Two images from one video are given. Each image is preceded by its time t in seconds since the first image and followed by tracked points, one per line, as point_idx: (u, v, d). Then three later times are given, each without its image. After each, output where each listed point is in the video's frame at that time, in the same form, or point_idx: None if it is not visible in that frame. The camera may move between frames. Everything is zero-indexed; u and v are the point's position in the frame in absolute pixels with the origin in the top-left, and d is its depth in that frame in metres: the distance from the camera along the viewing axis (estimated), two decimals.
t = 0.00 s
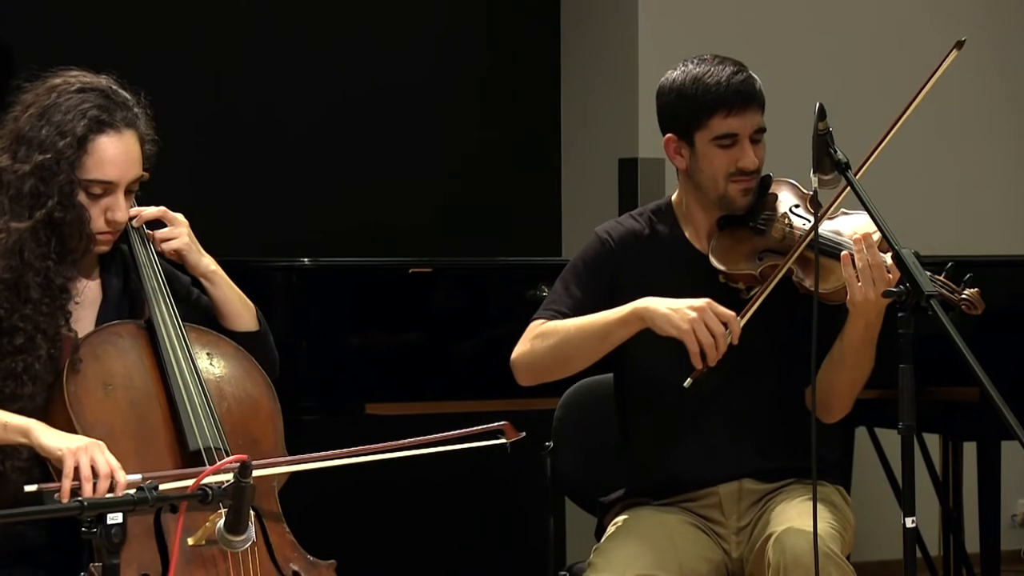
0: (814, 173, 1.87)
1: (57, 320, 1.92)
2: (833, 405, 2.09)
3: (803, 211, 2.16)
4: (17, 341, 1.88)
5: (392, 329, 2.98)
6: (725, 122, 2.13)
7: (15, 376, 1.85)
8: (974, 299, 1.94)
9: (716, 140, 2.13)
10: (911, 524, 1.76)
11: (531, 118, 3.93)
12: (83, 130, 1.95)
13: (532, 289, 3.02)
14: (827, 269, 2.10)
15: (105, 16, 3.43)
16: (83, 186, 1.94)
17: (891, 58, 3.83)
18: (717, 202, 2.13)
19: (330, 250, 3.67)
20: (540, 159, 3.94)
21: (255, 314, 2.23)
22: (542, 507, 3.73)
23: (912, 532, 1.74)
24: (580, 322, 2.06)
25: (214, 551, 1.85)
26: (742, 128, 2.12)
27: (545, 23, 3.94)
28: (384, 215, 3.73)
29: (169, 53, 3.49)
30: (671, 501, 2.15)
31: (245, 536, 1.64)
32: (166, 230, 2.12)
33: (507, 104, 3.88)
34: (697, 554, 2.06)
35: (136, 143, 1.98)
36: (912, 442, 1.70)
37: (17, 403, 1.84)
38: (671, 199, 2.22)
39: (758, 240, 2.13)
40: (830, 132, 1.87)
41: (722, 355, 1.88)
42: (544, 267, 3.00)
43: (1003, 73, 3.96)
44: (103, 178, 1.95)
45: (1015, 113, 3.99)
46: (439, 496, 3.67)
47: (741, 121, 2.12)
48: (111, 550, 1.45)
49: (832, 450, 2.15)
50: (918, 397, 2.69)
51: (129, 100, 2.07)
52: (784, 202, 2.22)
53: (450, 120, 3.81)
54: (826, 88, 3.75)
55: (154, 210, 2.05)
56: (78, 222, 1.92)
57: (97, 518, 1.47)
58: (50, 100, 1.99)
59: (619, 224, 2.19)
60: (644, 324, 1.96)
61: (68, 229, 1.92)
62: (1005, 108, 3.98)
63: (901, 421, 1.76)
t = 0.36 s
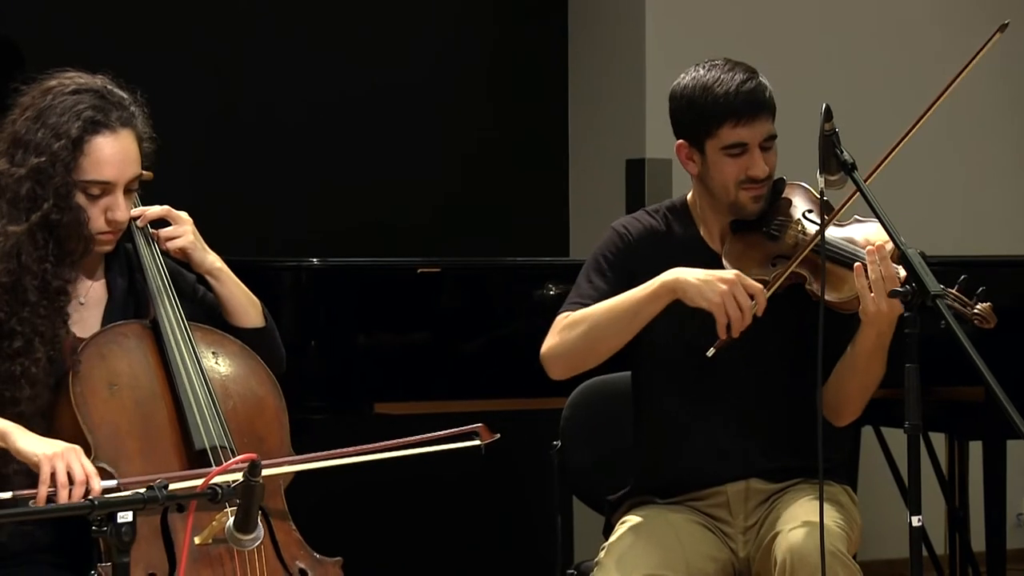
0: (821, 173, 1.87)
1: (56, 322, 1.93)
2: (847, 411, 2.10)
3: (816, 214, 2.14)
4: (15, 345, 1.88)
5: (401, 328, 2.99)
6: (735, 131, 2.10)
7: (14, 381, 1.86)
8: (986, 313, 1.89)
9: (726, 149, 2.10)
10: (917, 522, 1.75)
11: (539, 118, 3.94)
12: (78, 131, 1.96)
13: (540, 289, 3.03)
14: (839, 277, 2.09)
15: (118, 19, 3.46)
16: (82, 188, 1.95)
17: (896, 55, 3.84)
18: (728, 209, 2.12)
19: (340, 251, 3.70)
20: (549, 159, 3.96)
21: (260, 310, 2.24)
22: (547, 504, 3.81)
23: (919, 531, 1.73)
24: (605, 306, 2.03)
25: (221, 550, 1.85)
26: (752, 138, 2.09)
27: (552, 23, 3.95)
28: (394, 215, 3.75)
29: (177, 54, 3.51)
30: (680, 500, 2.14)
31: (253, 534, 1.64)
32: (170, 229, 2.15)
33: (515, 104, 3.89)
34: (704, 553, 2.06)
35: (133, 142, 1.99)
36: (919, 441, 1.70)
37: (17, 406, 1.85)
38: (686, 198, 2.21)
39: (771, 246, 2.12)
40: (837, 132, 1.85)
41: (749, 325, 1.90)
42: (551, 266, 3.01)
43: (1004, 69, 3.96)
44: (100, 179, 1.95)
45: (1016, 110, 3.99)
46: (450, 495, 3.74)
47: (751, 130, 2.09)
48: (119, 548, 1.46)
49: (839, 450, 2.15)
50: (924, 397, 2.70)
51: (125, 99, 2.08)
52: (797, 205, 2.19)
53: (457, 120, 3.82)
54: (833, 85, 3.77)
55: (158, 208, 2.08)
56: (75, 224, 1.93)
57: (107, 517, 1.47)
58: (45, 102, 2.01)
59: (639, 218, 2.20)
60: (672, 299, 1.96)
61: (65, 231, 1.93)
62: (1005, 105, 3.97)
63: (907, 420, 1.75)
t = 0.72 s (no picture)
0: (828, 173, 1.88)
1: (62, 324, 1.93)
2: (857, 414, 2.11)
3: (829, 217, 2.12)
4: (22, 347, 1.89)
5: (409, 327, 3.00)
6: (749, 138, 2.11)
7: (21, 383, 1.86)
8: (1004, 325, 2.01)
9: (741, 155, 2.11)
10: (924, 520, 1.75)
11: (546, 117, 3.96)
12: (85, 135, 1.96)
13: (548, 288, 3.04)
14: (855, 286, 2.10)
15: (127, 19, 3.47)
16: (90, 191, 1.96)
17: (902, 55, 3.85)
18: (743, 213, 2.14)
19: (349, 250, 3.72)
20: (556, 158, 3.97)
21: (273, 302, 2.26)
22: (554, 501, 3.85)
23: (926, 529, 1.75)
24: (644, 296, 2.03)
25: (230, 547, 1.87)
26: (767, 144, 2.10)
27: (558, 23, 3.97)
28: (402, 214, 3.77)
29: (185, 55, 3.53)
30: (688, 498, 2.15)
31: (264, 532, 1.64)
32: (183, 225, 2.16)
33: (522, 104, 3.91)
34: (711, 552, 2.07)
35: (139, 144, 1.99)
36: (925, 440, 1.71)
37: (25, 407, 1.86)
38: (701, 197, 2.24)
39: (787, 251, 2.13)
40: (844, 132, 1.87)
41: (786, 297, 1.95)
42: (560, 265, 3.03)
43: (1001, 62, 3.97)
44: (108, 182, 1.96)
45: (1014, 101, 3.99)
46: (458, 493, 3.76)
47: (766, 136, 2.10)
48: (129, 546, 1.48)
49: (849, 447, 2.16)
50: (930, 395, 2.72)
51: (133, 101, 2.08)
52: (811, 210, 2.17)
53: (465, 120, 3.84)
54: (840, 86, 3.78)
55: (170, 206, 2.11)
56: (81, 227, 1.95)
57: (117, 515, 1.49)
58: (52, 105, 2.01)
59: (658, 216, 2.22)
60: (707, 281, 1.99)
61: (73, 234, 1.95)
62: (1001, 94, 3.97)
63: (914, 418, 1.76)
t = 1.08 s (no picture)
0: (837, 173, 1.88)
1: (71, 324, 1.95)
2: (880, 413, 2.12)
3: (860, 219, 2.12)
4: (30, 347, 1.91)
5: (420, 326, 3.01)
6: (783, 139, 2.10)
7: (29, 382, 1.89)
8: None
9: (773, 156, 2.10)
10: (932, 519, 1.75)
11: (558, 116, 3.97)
12: (95, 136, 1.98)
13: (558, 288, 3.05)
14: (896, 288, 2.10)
15: (140, 19, 3.49)
16: (100, 192, 1.97)
17: (908, 54, 3.89)
18: (775, 215, 2.13)
19: (361, 250, 3.74)
20: (567, 157, 3.99)
21: (284, 299, 2.28)
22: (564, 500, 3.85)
23: (934, 528, 1.74)
24: (692, 305, 2.02)
25: (240, 545, 1.88)
26: (801, 145, 2.10)
27: (569, 23, 3.97)
28: (414, 214, 3.79)
29: (197, 55, 3.55)
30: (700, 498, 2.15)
31: (276, 529, 1.66)
32: (192, 223, 2.18)
33: (534, 104, 3.92)
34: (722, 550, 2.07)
35: (149, 145, 2.01)
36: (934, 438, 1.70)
37: (33, 406, 1.87)
38: (723, 196, 2.22)
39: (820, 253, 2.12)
40: (853, 131, 1.87)
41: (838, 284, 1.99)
42: (569, 265, 3.04)
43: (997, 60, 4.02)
44: (117, 183, 1.98)
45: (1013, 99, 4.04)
46: (469, 492, 3.77)
47: (800, 137, 2.10)
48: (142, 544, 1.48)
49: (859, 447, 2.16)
50: (938, 396, 2.72)
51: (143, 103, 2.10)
52: (841, 212, 2.15)
53: (477, 119, 3.85)
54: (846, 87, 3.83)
55: (179, 205, 2.13)
56: (91, 228, 1.97)
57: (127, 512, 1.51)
58: (62, 106, 2.03)
59: (684, 215, 2.20)
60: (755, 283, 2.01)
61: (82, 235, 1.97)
62: (1002, 92, 4.04)
63: (923, 417, 1.76)
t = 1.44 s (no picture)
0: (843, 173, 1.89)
1: (81, 321, 1.96)
2: (900, 407, 2.16)
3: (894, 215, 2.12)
4: (40, 345, 1.92)
5: (430, 324, 3.03)
6: (823, 131, 2.10)
7: (39, 379, 1.90)
8: None
9: (812, 148, 2.10)
10: (939, 516, 1.75)
11: (567, 115, 3.98)
12: (105, 135, 2.00)
13: (567, 285, 3.06)
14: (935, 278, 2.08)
15: (152, 18, 3.51)
16: (111, 190, 1.99)
17: (911, 55, 3.93)
18: (805, 210, 2.13)
19: (371, 248, 3.75)
20: (576, 156, 4.00)
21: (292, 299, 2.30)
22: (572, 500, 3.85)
23: (941, 525, 1.74)
24: (719, 312, 2.02)
25: (251, 541, 1.89)
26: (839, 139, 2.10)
27: (577, 21, 3.98)
28: (423, 213, 3.81)
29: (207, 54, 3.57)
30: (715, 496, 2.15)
31: (285, 525, 1.67)
32: (201, 222, 2.20)
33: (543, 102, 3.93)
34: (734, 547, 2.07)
35: (159, 144, 2.02)
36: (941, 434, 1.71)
37: (44, 404, 1.88)
38: (744, 195, 2.22)
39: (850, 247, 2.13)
40: (860, 130, 1.87)
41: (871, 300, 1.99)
42: (578, 263, 3.05)
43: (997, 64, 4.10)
44: (128, 181, 2.00)
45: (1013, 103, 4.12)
46: (480, 489, 3.80)
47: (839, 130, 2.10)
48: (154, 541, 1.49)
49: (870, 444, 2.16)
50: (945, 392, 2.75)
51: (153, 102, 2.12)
52: (870, 208, 2.16)
53: (486, 117, 3.87)
54: (854, 85, 3.84)
55: (189, 202, 2.14)
56: (101, 226, 1.99)
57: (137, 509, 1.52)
58: (73, 105, 2.05)
59: (706, 215, 2.19)
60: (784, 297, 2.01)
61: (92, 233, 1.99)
62: (1003, 96, 4.10)
63: (930, 413, 1.77)
